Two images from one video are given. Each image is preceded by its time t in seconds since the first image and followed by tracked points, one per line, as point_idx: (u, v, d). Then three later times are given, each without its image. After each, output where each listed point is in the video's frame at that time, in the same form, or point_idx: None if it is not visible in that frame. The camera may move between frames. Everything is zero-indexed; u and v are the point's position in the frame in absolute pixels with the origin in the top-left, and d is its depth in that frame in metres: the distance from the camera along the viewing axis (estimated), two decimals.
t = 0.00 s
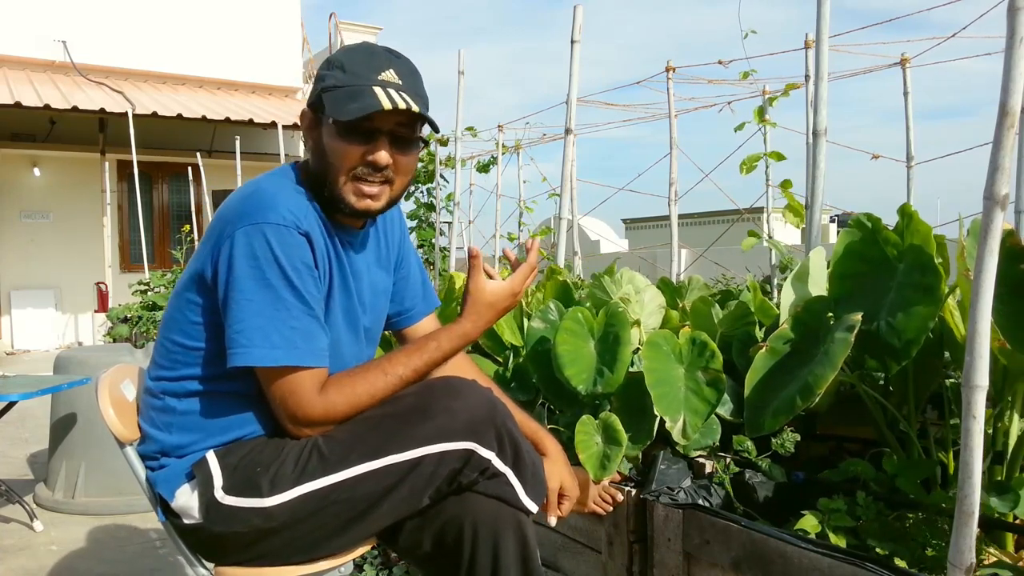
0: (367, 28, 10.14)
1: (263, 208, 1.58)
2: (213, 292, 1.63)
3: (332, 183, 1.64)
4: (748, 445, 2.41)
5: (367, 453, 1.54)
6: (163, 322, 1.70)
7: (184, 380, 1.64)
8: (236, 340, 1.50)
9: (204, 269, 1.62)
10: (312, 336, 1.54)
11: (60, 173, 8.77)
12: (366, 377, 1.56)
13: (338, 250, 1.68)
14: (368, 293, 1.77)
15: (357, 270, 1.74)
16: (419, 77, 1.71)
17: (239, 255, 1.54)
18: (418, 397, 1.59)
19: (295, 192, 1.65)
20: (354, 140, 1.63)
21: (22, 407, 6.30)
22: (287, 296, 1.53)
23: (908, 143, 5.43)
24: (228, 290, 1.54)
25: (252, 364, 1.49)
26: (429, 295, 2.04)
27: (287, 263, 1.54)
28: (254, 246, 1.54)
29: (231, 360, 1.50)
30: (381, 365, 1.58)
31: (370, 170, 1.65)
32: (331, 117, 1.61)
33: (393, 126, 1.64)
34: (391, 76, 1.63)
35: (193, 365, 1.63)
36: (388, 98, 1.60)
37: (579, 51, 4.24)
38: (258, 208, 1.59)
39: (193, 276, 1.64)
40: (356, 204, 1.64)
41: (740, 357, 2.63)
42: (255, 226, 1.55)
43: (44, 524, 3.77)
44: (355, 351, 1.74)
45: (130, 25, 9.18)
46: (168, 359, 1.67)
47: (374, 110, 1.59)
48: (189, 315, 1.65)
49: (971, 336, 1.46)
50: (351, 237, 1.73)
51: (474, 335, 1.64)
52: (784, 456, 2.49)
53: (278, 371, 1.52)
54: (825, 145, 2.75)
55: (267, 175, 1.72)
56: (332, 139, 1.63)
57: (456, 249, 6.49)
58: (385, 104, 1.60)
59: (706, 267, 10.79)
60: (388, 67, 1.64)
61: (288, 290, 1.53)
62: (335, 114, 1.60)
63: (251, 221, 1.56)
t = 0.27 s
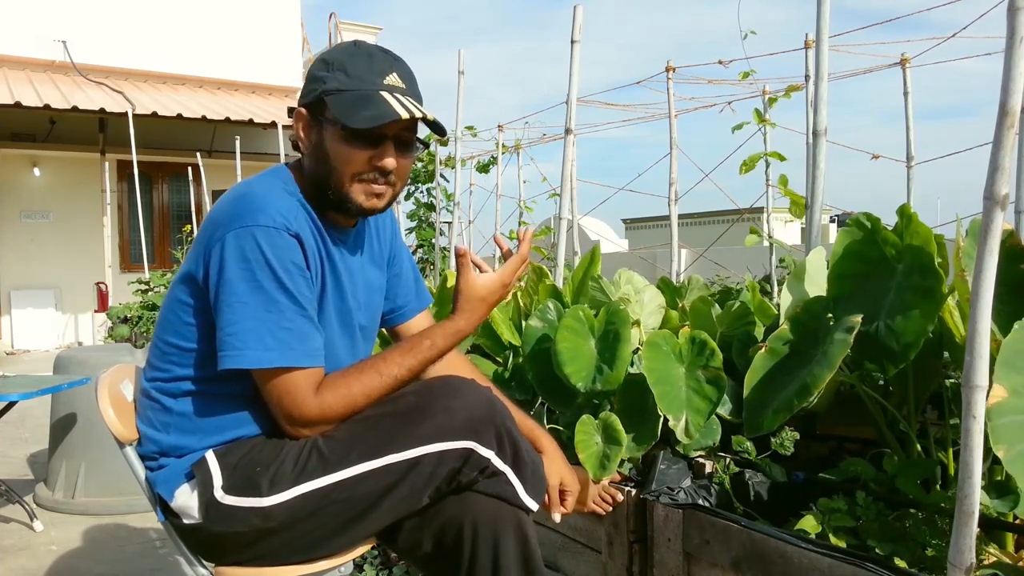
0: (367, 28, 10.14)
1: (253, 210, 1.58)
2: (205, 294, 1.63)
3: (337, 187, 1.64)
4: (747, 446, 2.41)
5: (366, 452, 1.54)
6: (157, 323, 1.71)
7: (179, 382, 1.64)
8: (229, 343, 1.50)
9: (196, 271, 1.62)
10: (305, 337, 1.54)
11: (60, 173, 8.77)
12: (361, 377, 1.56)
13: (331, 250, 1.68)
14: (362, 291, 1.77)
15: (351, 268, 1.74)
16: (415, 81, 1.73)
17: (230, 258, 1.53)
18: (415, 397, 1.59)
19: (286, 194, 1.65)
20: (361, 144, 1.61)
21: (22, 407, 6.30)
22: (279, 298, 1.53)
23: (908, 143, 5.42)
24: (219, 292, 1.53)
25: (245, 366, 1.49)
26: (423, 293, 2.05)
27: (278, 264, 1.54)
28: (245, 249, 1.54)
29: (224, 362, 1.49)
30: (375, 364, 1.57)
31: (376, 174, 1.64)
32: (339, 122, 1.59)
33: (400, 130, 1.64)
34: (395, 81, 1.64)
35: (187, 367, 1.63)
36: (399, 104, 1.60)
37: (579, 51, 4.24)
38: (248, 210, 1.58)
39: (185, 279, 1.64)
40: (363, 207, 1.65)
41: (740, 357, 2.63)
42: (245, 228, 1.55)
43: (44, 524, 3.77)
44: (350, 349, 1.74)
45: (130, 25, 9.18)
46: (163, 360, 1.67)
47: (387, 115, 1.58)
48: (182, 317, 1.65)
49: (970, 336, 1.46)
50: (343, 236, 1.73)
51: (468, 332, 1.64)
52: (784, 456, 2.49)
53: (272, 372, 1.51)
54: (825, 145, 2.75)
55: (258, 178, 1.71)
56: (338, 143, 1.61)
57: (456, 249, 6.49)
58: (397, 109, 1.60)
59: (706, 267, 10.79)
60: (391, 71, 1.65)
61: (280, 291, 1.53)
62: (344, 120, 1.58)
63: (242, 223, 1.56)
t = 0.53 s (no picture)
0: (367, 29, 10.13)
1: (254, 209, 1.58)
2: (206, 293, 1.63)
3: (340, 189, 1.64)
4: (747, 446, 2.41)
5: (366, 451, 1.54)
6: (157, 323, 1.71)
7: (180, 381, 1.64)
8: (230, 342, 1.50)
9: (197, 271, 1.62)
10: (306, 336, 1.54)
11: (60, 173, 8.78)
12: (361, 376, 1.56)
13: (331, 250, 1.68)
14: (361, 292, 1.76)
15: (351, 269, 1.74)
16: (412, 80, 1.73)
17: (231, 257, 1.53)
18: (416, 396, 1.59)
19: (287, 193, 1.65)
20: (363, 145, 1.61)
21: (22, 407, 6.30)
22: (280, 297, 1.53)
23: (908, 143, 5.41)
24: (220, 292, 1.54)
25: (246, 365, 1.49)
26: (422, 294, 2.05)
27: (279, 263, 1.54)
28: (246, 248, 1.54)
29: (225, 361, 1.49)
30: (376, 363, 1.57)
31: (379, 175, 1.65)
32: (341, 124, 1.59)
33: (402, 130, 1.65)
34: (395, 82, 1.64)
35: (188, 366, 1.63)
36: (401, 105, 1.61)
37: (579, 51, 4.24)
38: (249, 209, 1.59)
39: (186, 278, 1.64)
40: (366, 207, 1.65)
41: (740, 357, 2.62)
42: (246, 227, 1.55)
43: (44, 524, 3.77)
44: (349, 350, 1.74)
45: (130, 25, 9.18)
46: (163, 360, 1.67)
47: (390, 116, 1.59)
48: (183, 316, 1.65)
49: (970, 336, 1.46)
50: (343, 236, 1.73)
51: (469, 332, 1.64)
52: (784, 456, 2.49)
53: (273, 370, 1.51)
54: (825, 145, 2.74)
55: (259, 177, 1.71)
56: (339, 145, 1.61)
57: (456, 249, 6.49)
58: (398, 110, 1.60)
59: (706, 267, 10.79)
60: (389, 72, 1.65)
61: (281, 290, 1.53)
62: (347, 123, 1.58)
63: (242, 222, 1.56)
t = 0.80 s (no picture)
0: (367, 29, 10.14)
1: (255, 208, 1.58)
2: (206, 292, 1.63)
3: (341, 189, 1.64)
4: (748, 445, 2.42)
5: (367, 451, 1.54)
6: (157, 322, 1.71)
7: (181, 379, 1.64)
8: (231, 340, 1.50)
9: (198, 269, 1.62)
10: (308, 335, 1.54)
11: (60, 173, 8.77)
12: (364, 376, 1.56)
13: (331, 250, 1.68)
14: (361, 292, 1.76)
15: (351, 268, 1.74)
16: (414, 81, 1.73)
17: (232, 255, 1.54)
18: (418, 396, 1.59)
19: (287, 193, 1.65)
20: (364, 146, 1.61)
21: (22, 407, 6.31)
22: (281, 296, 1.53)
23: (908, 143, 5.41)
24: (221, 290, 1.53)
25: (248, 364, 1.49)
26: (423, 294, 2.05)
27: (281, 261, 1.54)
28: (247, 246, 1.54)
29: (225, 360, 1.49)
30: (379, 364, 1.58)
31: (379, 175, 1.65)
32: (343, 125, 1.59)
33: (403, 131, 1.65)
34: (396, 83, 1.64)
35: (189, 365, 1.63)
36: (402, 106, 1.60)
37: (578, 51, 4.24)
38: (250, 208, 1.59)
39: (186, 277, 1.64)
40: (366, 208, 1.65)
41: (740, 357, 2.62)
42: (247, 225, 1.55)
43: (44, 524, 3.77)
44: (350, 350, 1.74)
45: (130, 25, 9.18)
46: (164, 359, 1.67)
47: (392, 118, 1.59)
48: (183, 316, 1.65)
49: (971, 336, 1.46)
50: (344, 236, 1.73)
51: (472, 334, 1.64)
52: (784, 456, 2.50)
53: (274, 369, 1.51)
54: (825, 145, 2.75)
55: (259, 176, 1.71)
56: (340, 146, 1.61)
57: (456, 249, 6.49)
58: (400, 111, 1.60)
59: (706, 266, 10.79)
60: (391, 73, 1.65)
61: (282, 289, 1.53)
62: (348, 124, 1.58)
63: (243, 221, 1.56)
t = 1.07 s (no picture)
0: (367, 28, 10.13)
1: (250, 208, 1.58)
2: (201, 291, 1.63)
3: (338, 188, 1.64)
4: (748, 445, 2.43)
5: (367, 451, 1.54)
6: (154, 323, 1.71)
7: (178, 379, 1.64)
8: (227, 340, 1.50)
9: (193, 270, 1.62)
10: (305, 334, 1.54)
11: (60, 173, 8.78)
12: (364, 377, 1.56)
13: (326, 249, 1.68)
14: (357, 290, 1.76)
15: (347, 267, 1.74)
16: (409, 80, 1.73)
17: (228, 255, 1.54)
18: (418, 396, 1.59)
19: (282, 193, 1.65)
20: (361, 145, 1.61)
21: (22, 407, 6.31)
22: (277, 295, 1.53)
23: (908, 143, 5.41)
24: (216, 290, 1.54)
25: (244, 364, 1.49)
26: (421, 293, 2.05)
27: (276, 261, 1.54)
28: (242, 246, 1.54)
29: (221, 359, 1.49)
30: (380, 365, 1.57)
31: (376, 175, 1.65)
32: (340, 125, 1.59)
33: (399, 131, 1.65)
34: (392, 82, 1.64)
35: (186, 365, 1.64)
36: (399, 106, 1.61)
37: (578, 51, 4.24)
38: (245, 208, 1.59)
39: (182, 277, 1.65)
40: (364, 207, 1.65)
41: (740, 357, 2.62)
42: (241, 225, 1.55)
43: (44, 524, 3.77)
44: (346, 349, 1.74)
45: (130, 25, 9.18)
46: (161, 359, 1.67)
47: (389, 117, 1.59)
48: (179, 316, 1.66)
49: (970, 336, 1.46)
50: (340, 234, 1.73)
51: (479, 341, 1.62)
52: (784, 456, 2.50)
53: (271, 368, 1.51)
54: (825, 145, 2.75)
55: (255, 176, 1.71)
56: (337, 146, 1.61)
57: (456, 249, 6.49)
58: (396, 111, 1.60)
59: (706, 267, 10.78)
60: (388, 72, 1.65)
61: (278, 288, 1.53)
62: (346, 123, 1.58)
63: (237, 221, 1.57)
